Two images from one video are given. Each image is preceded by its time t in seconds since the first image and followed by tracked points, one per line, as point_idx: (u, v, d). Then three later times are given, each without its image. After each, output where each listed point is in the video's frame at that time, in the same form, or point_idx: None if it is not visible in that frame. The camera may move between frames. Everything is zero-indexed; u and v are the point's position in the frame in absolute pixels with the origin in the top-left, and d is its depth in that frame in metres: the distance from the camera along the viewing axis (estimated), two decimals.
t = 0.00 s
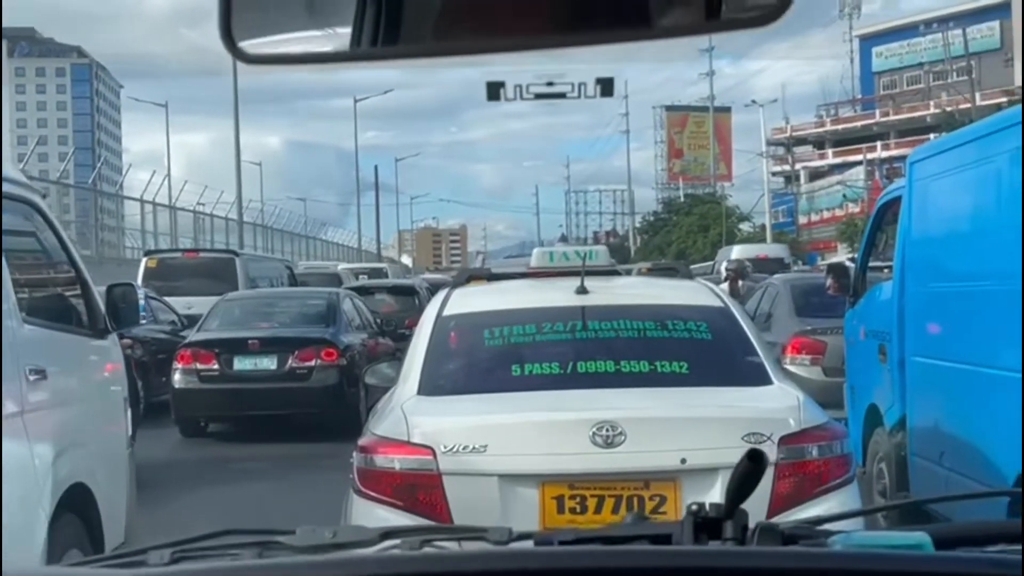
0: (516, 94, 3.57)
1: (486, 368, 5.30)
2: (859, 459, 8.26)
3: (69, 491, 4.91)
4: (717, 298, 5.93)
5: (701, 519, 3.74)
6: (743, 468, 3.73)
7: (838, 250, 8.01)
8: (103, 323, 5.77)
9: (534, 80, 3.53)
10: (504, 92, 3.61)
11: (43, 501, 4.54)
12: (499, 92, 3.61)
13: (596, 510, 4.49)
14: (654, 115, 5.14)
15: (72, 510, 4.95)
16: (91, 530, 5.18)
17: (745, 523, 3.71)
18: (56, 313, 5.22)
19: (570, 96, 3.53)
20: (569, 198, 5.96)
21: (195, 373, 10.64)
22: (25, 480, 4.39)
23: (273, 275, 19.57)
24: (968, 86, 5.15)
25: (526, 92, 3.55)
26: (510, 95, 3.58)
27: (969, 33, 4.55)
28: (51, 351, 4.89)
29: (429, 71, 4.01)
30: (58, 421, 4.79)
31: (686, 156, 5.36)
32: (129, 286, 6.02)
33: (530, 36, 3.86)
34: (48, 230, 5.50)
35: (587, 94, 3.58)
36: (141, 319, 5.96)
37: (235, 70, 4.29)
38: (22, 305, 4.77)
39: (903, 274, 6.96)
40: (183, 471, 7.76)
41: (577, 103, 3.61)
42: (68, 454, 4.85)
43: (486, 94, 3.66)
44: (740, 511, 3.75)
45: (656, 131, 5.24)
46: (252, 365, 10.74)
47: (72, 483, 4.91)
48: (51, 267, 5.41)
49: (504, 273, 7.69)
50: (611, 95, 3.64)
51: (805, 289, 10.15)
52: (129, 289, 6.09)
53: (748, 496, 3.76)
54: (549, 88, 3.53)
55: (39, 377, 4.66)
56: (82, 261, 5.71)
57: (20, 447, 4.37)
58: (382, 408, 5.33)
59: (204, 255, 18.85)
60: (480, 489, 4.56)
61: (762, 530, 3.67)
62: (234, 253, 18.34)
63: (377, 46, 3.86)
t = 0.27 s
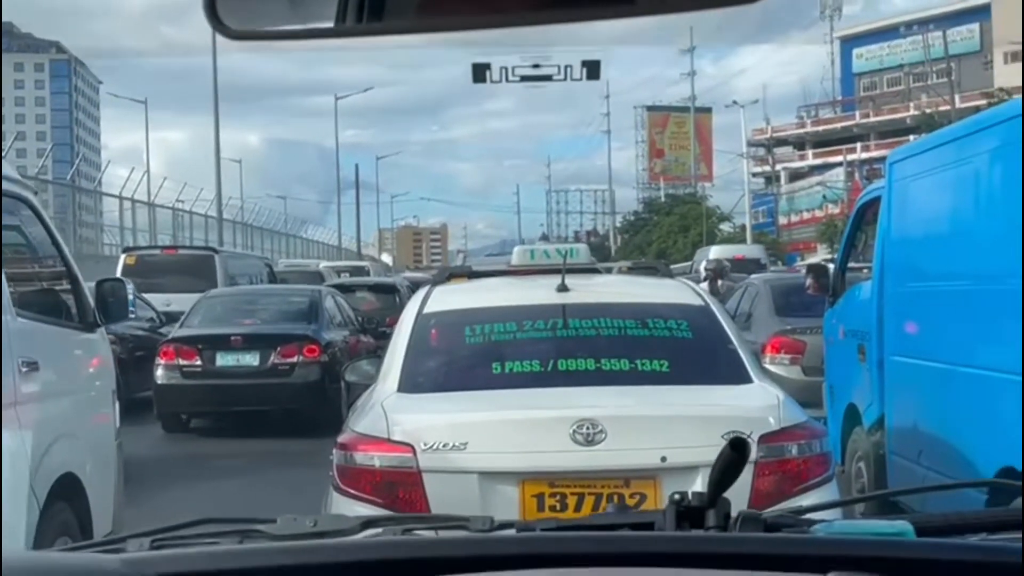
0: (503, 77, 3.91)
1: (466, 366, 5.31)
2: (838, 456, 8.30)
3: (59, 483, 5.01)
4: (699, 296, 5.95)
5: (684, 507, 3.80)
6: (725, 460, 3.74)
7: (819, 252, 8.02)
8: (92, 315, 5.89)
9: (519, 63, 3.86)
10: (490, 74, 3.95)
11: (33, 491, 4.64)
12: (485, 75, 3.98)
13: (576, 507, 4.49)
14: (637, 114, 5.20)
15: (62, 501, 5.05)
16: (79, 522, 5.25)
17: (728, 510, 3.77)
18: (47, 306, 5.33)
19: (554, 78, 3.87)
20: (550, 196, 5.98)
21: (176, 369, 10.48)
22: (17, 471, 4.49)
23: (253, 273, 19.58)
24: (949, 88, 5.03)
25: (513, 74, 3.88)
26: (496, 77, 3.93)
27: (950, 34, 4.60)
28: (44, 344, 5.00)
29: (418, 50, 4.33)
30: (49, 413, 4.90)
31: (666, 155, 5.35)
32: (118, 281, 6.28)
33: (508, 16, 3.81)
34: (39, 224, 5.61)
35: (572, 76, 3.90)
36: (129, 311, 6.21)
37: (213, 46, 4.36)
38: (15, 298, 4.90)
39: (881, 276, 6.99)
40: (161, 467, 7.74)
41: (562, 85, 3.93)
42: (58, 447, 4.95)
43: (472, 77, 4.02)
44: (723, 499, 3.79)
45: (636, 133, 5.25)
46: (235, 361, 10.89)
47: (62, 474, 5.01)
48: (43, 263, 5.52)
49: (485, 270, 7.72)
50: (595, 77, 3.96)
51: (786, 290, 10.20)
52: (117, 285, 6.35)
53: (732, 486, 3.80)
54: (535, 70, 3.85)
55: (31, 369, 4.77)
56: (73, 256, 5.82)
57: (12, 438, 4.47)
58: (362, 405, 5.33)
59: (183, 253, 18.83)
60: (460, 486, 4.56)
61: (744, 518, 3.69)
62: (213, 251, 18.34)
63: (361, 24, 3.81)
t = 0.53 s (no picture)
0: (490, 66, 3.88)
1: (452, 362, 5.46)
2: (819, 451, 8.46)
3: (54, 470, 5.19)
4: (682, 295, 6.11)
5: (666, 496, 3.87)
6: (705, 448, 3.82)
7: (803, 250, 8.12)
8: (87, 309, 6.06)
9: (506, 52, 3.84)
10: (477, 63, 3.92)
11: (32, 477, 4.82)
12: (472, 64, 3.94)
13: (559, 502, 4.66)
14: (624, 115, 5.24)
15: (57, 486, 5.23)
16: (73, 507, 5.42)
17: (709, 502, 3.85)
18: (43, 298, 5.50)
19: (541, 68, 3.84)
20: (537, 195, 6.12)
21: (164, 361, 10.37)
22: (17, 458, 4.66)
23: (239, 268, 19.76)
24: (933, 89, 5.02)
25: (499, 62, 3.86)
26: (484, 66, 3.89)
27: (937, 34, 4.58)
28: (40, 334, 5.18)
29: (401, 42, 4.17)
30: (45, 401, 5.07)
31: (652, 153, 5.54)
32: (112, 274, 6.43)
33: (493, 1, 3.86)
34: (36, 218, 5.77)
35: (559, 66, 3.89)
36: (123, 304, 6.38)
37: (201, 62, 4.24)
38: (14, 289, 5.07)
39: (864, 273, 7.16)
40: (150, 459, 7.87)
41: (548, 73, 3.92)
42: (54, 434, 5.13)
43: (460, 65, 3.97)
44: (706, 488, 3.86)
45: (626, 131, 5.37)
46: (223, 354, 11.04)
47: (58, 461, 5.19)
48: (42, 257, 5.69)
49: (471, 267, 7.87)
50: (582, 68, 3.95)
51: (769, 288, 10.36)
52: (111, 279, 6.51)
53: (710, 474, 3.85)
54: (521, 60, 3.84)
55: (29, 360, 4.95)
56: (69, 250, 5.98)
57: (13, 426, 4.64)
58: (349, 401, 5.48)
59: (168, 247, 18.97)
60: (446, 482, 4.72)
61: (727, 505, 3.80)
62: (199, 245, 18.48)
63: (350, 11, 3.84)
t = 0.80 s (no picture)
0: (487, 61, 3.72)
1: (442, 354, 5.52)
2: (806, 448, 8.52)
3: (55, 457, 5.28)
4: (666, 291, 6.17)
5: (658, 488, 3.62)
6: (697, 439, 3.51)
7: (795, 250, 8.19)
8: (87, 300, 6.14)
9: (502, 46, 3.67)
10: (475, 58, 3.75)
11: (32, 463, 4.91)
12: (470, 58, 3.75)
13: (546, 489, 4.74)
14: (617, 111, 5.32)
15: (57, 474, 5.32)
16: (72, 493, 5.50)
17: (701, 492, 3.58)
18: (46, 288, 5.59)
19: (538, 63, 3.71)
20: (528, 190, 6.19)
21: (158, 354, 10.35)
22: (18, 444, 4.76)
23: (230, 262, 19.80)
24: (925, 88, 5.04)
25: (496, 58, 3.69)
26: (481, 60, 3.73)
27: (927, 34, 4.61)
28: (41, 323, 5.26)
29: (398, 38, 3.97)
30: (46, 389, 5.16)
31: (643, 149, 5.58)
32: (112, 267, 6.51)
33: None
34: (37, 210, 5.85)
35: (555, 61, 3.75)
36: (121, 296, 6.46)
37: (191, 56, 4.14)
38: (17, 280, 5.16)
39: (856, 270, 7.20)
40: (142, 449, 7.92)
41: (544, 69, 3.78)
42: (54, 422, 5.22)
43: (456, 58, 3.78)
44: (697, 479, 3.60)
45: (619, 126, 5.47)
46: (215, 348, 10.91)
47: (57, 448, 5.28)
48: (43, 248, 5.77)
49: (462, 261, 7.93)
50: (579, 63, 3.78)
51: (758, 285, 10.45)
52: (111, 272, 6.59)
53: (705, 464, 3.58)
54: (518, 55, 3.68)
55: (30, 349, 5.03)
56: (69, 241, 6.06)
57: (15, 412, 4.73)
58: (341, 392, 5.54)
59: (158, 240, 19.01)
60: (435, 469, 4.78)
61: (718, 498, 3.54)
62: (189, 238, 18.52)
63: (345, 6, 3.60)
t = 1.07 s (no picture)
0: (481, 60, 3.64)
1: (437, 344, 5.57)
2: (797, 445, 8.57)
3: (58, 445, 5.35)
4: (652, 285, 6.23)
5: (647, 487, 3.15)
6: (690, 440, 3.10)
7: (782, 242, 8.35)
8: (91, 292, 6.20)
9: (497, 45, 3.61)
10: (469, 56, 3.67)
11: (35, 451, 4.99)
12: (464, 57, 3.67)
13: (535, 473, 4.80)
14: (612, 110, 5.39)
15: (60, 462, 5.39)
16: (74, 482, 5.57)
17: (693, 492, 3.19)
18: (51, 279, 5.66)
19: (533, 62, 3.60)
20: (521, 186, 6.26)
21: (154, 346, 10.60)
22: (22, 431, 4.84)
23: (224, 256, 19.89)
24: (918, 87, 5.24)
25: (490, 57, 3.62)
26: (475, 60, 3.66)
27: (922, 34, 4.72)
28: (46, 314, 5.34)
29: (396, 35, 3.94)
30: (49, 378, 5.23)
31: (638, 146, 5.64)
32: (116, 260, 6.57)
33: None
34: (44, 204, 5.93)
35: (548, 60, 3.66)
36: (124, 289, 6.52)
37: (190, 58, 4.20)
38: (22, 271, 5.24)
39: (849, 269, 7.26)
40: (138, 440, 7.97)
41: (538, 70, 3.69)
42: (57, 411, 5.29)
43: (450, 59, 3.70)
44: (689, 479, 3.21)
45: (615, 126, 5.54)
46: (212, 339, 11.26)
47: (60, 437, 5.35)
48: (54, 241, 5.84)
49: (457, 257, 8.00)
50: (572, 63, 3.73)
51: (752, 282, 10.52)
52: (116, 265, 6.64)
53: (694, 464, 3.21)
54: (512, 53, 3.60)
55: (34, 339, 5.11)
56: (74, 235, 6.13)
57: (17, 401, 4.80)
58: (339, 380, 5.60)
59: (152, 233, 19.10)
60: (431, 453, 4.82)
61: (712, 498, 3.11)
62: (184, 231, 18.61)
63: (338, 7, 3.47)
